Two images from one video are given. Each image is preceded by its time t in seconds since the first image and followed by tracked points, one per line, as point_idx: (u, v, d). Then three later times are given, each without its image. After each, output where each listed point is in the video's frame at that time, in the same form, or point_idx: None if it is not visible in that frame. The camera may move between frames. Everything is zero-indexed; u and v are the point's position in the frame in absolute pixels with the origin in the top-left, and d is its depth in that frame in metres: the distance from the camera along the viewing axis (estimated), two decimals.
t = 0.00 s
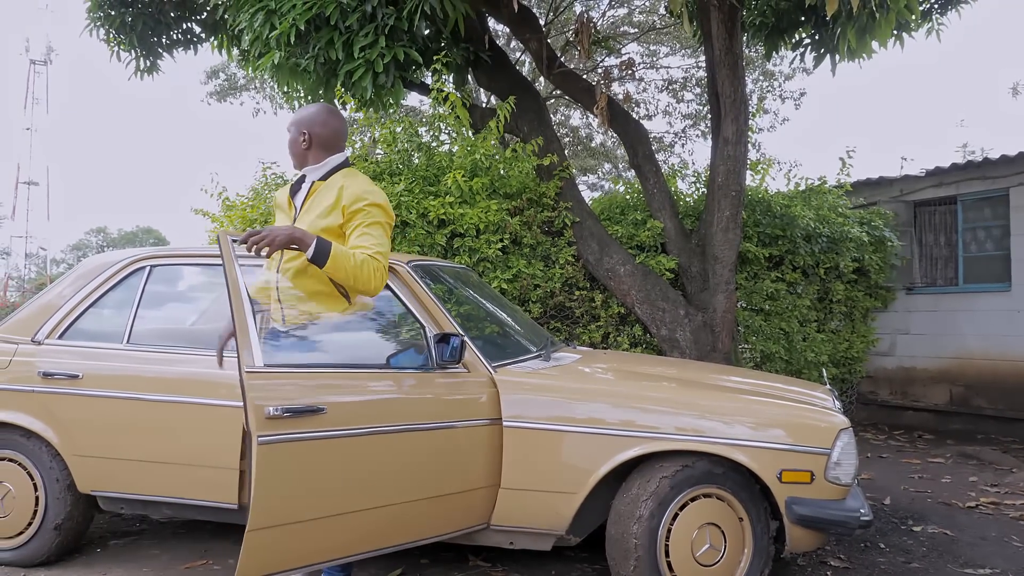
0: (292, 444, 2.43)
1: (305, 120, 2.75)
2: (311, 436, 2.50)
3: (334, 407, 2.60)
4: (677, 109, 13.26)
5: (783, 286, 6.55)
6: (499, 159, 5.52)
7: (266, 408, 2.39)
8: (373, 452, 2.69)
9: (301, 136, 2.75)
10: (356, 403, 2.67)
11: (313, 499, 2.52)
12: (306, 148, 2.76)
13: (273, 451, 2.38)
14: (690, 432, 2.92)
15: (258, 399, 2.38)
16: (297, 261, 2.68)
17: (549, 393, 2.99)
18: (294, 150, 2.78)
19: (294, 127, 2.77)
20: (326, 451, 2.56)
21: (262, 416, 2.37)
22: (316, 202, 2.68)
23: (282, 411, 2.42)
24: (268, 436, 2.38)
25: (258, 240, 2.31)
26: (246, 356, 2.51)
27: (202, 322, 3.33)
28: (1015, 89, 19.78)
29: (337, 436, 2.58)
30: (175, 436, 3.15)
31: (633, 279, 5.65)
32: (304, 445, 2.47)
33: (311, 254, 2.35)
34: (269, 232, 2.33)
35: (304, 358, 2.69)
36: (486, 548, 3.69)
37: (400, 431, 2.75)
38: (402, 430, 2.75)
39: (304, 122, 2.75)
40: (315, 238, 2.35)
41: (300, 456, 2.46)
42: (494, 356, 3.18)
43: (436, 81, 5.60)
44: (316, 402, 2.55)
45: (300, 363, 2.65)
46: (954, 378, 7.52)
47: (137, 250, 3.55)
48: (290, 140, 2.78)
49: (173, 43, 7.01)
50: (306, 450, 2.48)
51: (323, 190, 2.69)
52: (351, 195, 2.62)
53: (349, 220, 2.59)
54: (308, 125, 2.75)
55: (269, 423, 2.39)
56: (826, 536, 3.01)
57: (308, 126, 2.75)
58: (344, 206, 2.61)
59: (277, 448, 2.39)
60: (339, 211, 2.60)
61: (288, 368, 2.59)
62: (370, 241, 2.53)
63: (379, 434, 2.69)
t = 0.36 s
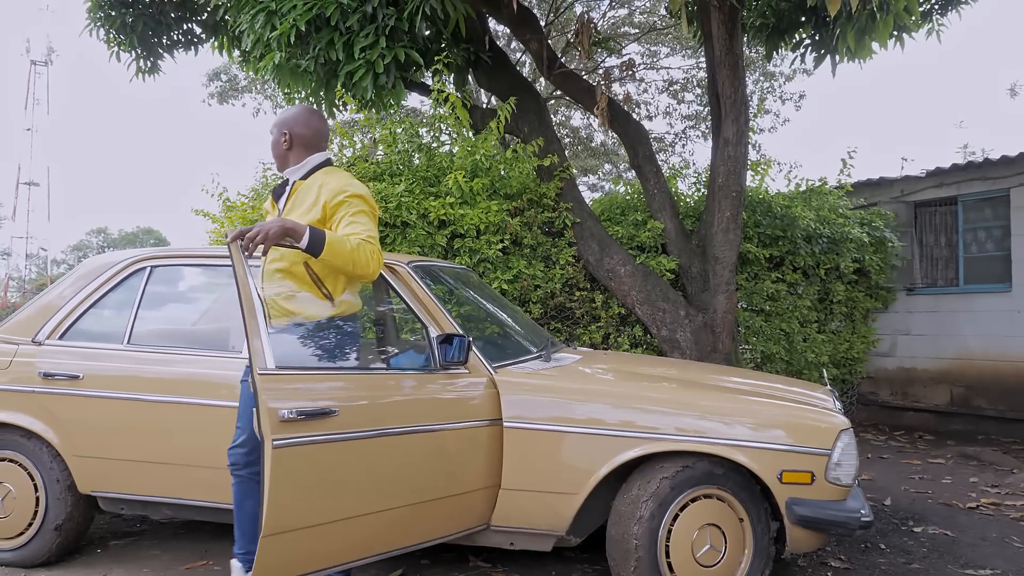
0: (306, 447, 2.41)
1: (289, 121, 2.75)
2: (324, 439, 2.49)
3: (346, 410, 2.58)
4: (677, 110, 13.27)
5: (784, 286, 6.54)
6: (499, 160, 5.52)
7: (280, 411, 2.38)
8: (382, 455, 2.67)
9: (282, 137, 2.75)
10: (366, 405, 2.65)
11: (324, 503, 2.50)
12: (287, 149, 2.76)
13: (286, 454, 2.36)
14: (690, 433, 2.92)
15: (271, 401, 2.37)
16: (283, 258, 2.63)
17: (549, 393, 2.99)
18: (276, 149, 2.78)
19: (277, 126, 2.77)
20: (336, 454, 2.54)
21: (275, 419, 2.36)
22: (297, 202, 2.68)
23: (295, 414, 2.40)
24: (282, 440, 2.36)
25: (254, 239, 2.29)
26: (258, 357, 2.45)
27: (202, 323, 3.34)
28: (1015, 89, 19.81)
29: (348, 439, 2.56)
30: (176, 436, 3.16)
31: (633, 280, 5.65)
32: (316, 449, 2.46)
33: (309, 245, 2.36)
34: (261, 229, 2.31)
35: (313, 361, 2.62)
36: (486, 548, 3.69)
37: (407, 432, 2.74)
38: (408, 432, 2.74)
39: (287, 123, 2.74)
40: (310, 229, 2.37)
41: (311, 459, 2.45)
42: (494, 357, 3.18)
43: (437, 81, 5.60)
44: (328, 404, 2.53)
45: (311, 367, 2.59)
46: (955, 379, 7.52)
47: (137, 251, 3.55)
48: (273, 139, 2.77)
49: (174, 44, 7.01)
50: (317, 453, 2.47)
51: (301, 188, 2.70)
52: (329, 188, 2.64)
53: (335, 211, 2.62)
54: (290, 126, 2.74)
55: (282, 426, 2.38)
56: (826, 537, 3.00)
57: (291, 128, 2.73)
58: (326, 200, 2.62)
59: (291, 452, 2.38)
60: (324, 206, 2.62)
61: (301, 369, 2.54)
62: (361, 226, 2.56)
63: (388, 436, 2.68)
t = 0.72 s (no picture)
0: (308, 447, 2.42)
1: (256, 125, 2.80)
2: (326, 439, 2.49)
3: (348, 410, 2.59)
4: (678, 110, 13.27)
5: (784, 286, 6.54)
6: (500, 160, 5.52)
7: (282, 411, 2.39)
8: (384, 455, 2.68)
9: (253, 139, 2.80)
10: (369, 405, 2.65)
11: (327, 502, 2.51)
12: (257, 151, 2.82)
13: (288, 454, 2.37)
14: (691, 433, 2.92)
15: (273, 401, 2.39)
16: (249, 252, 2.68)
17: (550, 393, 2.99)
18: (236, 151, 2.79)
19: (239, 128, 2.79)
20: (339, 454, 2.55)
21: (277, 419, 2.38)
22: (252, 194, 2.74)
23: (297, 414, 2.41)
24: (284, 440, 2.37)
25: (260, 238, 2.39)
26: (260, 357, 2.46)
27: (203, 323, 3.34)
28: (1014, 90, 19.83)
29: (350, 439, 2.57)
30: (176, 436, 3.16)
31: (634, 280, 5.65)
32: (319, 449, 2.47)
33: (304, 231, 2.51)
34: (260, 227, 2.40)
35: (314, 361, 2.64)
36: (487, 548, 3.70)
37: (409, 433, 2.75)
38: (410, 432, 2.75)
39: (255, 126, 2.80)
40: (301, 216, 2.52)
41: (314, 459, 2.46)
42: (494, 357, 3.19)
43: (437, 81, 5.60)
44: (330, 405, 2.54)
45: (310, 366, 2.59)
46: (955, 379, 7.52)
47: (137, 251, 3.55)
48: (235, 141, 2.78)
49: (175, 44, 7.01)
50: (320, 454, 2.47)
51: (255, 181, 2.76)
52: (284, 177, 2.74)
53: (297, 199, 2.71)
54: (260, 130, 2.81)
55: (285, 426, 2.39)
56: (827, 537, 3.00)
57: (260, 131, 2.81)
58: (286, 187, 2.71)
59: (294, 452, 2.39)
60: (283, 198, 2.69)
61: (302, 369, 2.55)
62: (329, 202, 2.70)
63: (390, 437, 2.69)
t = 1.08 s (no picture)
0: (310, 446, 2.43)
1: (231, 128, 2.77)
2: (329, 438, 2.50)
3: (351, 409, 2.59)
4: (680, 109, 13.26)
5: (787, 285, 6.53)
6: (502, 159, 5.52)
7: (285, 410, 2.40)
8: (387, 454, 2.68)
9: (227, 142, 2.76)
10: (372, 404, 2.66)
11: (329, 501, 2.51)
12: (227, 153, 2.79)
13: (290, 453, 2.38)
14: (694, 432, 2.91)
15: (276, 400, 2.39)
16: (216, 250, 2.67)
17: (553, 393, 2.99)
18: (211, 155, 2.72)
19: (215, 131, 2.72)
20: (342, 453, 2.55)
21: (280, 418, 2.38)
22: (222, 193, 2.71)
23: (299, 413, 2.42)
24: (286, 439, 2.38)
25: (266, 237, 2.41)
26: (264, 356, 2.46)
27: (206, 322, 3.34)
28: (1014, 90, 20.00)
29: (353, 438, 2.57)
30: (180, 435, 3.16)
31: (636, 279, 5.65)
32: (321, 448, 2.47)
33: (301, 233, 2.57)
34: (263, 226, 2.42)
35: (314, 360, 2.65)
36: (489, 547, 3.70)
37: (412, 432, 2.75)
38: (413, 431, 2.75)
39: (231, 130, 2.76)
40: (296, 221, 2.58)
41: (316, 458, 2.46)
42: (497, 356, 3.19)
43: (439, 80, 5.60)
44: (333, 404, 2.54)
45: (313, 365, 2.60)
46: (958, 378, 7.50)
47: (140, 250, 3.56)
48: (213, 145, 2.71)
49: (178, 44, 7.02)
50: (322, 453, 2.48)
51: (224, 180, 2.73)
52: (256, 178, 2.72)
53: (267, 200, 2.69)
54: (234, 135, 2.78)
55: (287, 425, 2.40)
56: (830, 537, 3.00)
57: (234, 135, 2.78)
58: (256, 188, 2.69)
59: (296, 451, 2.39)
60: (253, 198, 2.67)
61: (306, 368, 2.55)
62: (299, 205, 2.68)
63: (393, 436, 2.69)
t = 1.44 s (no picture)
0: (316, 445, 2.44)
1: (228, 128, 2.74)
2: (335, 437, 2.51)
3: (358, 408, 2.60)
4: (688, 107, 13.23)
5: (795, 284, 6.51)
6: (510, 158, 5.53)
7: (293, 409, 2.41)
8: (394, 453, 2.69)
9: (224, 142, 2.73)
10: (380, 403, 2.66)
11: (336, 500, 2.52)
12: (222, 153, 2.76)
13: (297, 452, 2.39)
14: (702, 432, 2.91)
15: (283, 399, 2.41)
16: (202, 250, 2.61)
17: (561, 392, 2.98)
18: (209, 154, 2.68)
19: (215, 131, 2.68)
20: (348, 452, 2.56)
21: (288, 417, 2.40)
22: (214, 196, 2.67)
23: (307, 412, 2.43)
24: (294, 438, 2.39)
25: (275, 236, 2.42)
26: (273, 355, 2.48)
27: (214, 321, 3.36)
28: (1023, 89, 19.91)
29: (360, 437, 2.58)
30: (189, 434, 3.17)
31: (644, 278, 5.64)
32: (328, 447, 2.48)
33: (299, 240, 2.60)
34: (272, 224, 2.43)
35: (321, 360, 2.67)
36: (497, 546, 3.70)
37: (419, 431, 2.75)
38: (420, 430, 2.75)
39: (229, 130, 2.73)
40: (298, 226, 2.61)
41: (323, 457, 2.47)
42: (504, 355, 3.19)
43: (447, 80, 5.61)
44: (341, 403, 2.55)
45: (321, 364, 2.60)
46: (968, 378, 7.46)
47: (148, 250, 3.58)
48: (213, 145, 2.67)
49: (186, 43, 7.05)
50: (329, 452, 2.49)
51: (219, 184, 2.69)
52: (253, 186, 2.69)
53: (260, 209, 2.65)
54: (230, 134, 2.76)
55: (295, 424, 2.41)
56: (839, 537, 2.98)
57: (231, 135, 2.75)
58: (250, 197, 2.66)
59: (303, 451, 2.40)
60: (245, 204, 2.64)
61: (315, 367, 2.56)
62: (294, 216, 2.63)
63: (400, 435, 2.69)
